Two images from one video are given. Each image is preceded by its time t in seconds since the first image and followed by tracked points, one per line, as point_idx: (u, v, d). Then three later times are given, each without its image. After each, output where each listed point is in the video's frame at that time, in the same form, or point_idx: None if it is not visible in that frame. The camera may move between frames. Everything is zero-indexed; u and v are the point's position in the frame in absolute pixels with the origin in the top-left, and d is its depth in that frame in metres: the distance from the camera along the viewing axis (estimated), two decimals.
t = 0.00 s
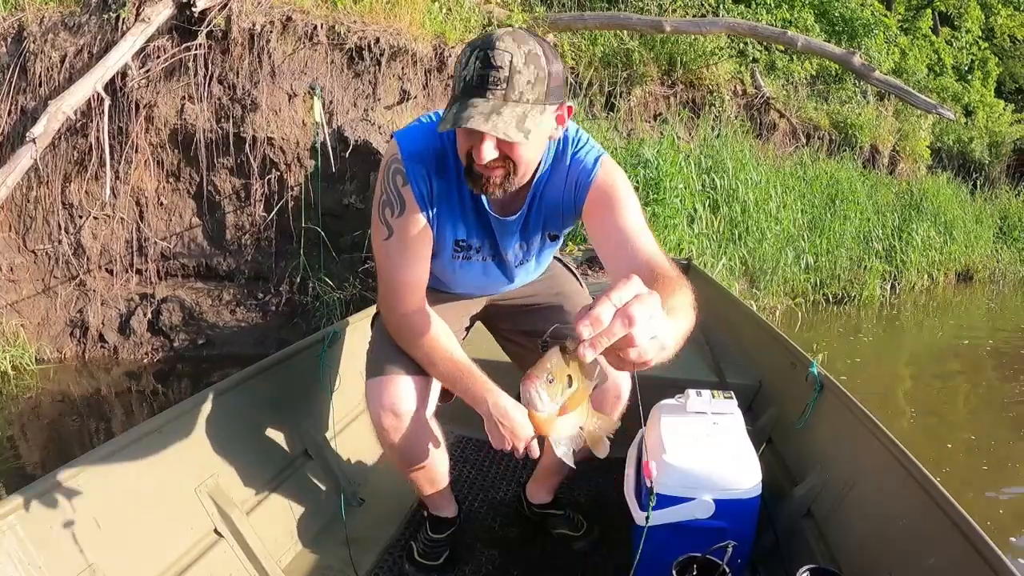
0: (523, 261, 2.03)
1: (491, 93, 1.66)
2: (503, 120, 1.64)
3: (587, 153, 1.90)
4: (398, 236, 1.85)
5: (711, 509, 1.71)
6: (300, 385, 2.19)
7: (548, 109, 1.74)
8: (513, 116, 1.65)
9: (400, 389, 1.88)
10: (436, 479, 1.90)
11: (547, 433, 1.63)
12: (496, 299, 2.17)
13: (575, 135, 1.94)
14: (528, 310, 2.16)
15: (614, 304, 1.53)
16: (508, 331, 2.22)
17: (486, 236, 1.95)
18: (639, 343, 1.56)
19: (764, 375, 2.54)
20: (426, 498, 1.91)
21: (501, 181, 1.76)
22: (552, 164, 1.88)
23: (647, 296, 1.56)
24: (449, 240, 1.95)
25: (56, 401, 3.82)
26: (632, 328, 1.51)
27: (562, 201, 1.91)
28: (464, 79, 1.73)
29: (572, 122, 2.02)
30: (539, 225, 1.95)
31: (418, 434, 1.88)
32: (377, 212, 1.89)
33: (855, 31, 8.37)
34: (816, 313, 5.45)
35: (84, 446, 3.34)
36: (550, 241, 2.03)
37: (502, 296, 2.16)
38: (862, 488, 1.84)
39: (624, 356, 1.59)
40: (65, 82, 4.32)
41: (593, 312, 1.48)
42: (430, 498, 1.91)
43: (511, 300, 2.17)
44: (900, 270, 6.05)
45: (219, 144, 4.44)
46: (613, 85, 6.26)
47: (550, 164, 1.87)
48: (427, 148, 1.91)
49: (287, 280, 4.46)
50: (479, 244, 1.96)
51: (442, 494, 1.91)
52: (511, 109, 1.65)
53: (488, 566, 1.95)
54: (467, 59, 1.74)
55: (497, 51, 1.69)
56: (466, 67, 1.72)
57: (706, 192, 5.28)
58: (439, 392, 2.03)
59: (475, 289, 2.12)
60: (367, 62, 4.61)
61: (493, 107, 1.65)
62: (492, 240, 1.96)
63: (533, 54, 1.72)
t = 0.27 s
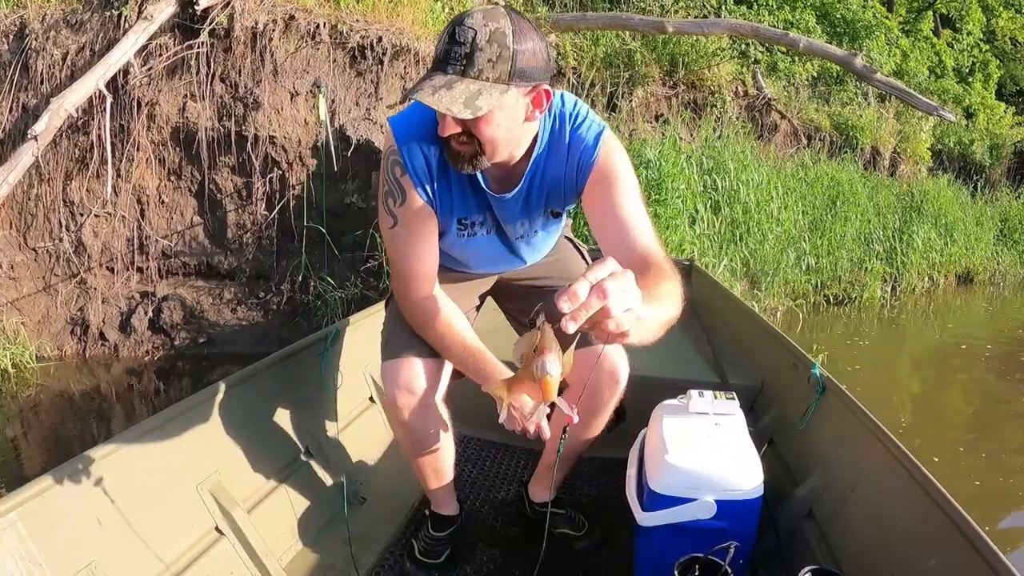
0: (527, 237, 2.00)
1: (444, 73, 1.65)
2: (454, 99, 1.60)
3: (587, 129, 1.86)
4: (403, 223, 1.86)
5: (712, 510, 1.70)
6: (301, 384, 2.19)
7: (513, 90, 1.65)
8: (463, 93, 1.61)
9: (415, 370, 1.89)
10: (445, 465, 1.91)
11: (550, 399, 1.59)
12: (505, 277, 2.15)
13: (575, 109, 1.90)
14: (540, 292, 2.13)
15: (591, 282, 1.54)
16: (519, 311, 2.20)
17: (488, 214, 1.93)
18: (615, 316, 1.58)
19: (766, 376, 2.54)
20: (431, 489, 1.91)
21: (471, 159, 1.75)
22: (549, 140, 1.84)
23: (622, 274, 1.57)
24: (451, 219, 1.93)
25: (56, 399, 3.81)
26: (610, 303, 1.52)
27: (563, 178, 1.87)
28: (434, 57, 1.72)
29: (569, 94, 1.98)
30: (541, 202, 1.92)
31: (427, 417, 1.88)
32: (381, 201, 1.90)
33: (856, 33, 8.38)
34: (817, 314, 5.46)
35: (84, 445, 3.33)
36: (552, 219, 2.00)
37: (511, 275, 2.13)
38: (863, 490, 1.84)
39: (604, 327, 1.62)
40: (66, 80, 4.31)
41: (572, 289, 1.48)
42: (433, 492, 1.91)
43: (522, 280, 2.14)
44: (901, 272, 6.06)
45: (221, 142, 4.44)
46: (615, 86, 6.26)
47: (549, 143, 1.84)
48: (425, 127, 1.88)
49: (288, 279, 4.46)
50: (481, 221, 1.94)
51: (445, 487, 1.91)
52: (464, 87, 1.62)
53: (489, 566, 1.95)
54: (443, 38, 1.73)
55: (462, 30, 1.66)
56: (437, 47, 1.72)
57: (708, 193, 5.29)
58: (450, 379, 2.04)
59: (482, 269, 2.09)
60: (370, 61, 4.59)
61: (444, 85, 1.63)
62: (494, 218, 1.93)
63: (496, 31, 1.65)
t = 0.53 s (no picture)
0: (530, 236, 2.00)
1: (496, 51, 1.60)
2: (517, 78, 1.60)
3: (590, 135, 1.86)
4: (406, 221, 1.86)
5: (714, 512, 1.70)
6: (303, 384, 2.19)
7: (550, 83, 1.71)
8: (526, 75, 1.61)
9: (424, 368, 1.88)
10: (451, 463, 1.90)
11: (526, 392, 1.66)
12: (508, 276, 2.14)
13: (578, 113, 1.90)
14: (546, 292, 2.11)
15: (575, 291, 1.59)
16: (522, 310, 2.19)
17: (491, 213, 1.92)
18: (596, 321, 1.65)
19: (769, 378, 2.54)
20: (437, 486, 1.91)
21: (502, 148, 1.72)
22: (550, 143, 1.84)
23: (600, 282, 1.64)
24: (454, 219, 1.93)
25: (57, 399, 3.80)
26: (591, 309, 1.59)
27: (564, 181, 1.88)
28: (466, 39, 1.66)
29: (572, 95, 1.97)
30: (543, 202, 1.92)
31: (433, 413, 1.88)
32: (385, 199, 1.90)
33: (857, 35, 8.39)
34: (819, 316, 5.46)
35: (85, 445, 3.32)
36: (552, 222, 1.99)
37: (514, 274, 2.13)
38: (865, 493, 1.84)
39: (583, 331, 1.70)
40: (68, 80, 4.31)
41: (557, 295, 1.55)
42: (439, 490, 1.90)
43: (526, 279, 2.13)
44: (902, 274, 6.07)
45: (223, 143, 4.43)
46: (616, 87, 6.26)
47: (551, 147, 1.84)
48: (428, 127, 1.88)
49: (290, 280, 4.46)
50: (485, 220, 1.94)
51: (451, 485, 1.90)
52: (522, 69, 1.62)
53: (491, 566, 1.95)
54: (468, 23, 1.69)
55: (503, 16, 1.66)
56: (469, 29, 1.66)
57: (709, 194, 5.29)
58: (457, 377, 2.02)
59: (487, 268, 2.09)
60: (372, 62, 4.60)
61: (504, 64, 1.59)
62: (497, 217, 1.93)
63: (535, 26, 1.70)
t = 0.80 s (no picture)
0: (521, 241, 2.00)
1: (513, 49, 1.61)
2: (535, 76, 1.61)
3: (583, 146, 1.86)
4: (397, 226, 1.86)
5: (711, 509, 1.70)
6: (299, 387, 2.19)
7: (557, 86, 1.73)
8: (542, 75, 1.63)
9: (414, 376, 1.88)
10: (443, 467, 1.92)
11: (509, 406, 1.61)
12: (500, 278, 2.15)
13: (571, 122, 1.89)
14: (540, 294, 2.12)
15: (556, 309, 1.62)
16: (516, 312, 2.20)
17: (482, 220, 1.92)
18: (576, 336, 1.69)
19: (765, 374, 2.55)
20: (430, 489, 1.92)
21: (511, 147, 1.71)
22: (543, 153, 1.84)
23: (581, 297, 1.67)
24: (445, 225, 1.93)
25: (55, 405, 3.81)
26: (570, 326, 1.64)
27: (556, 191, 1.88)
28: (475, 37, 1.64)
29: (567, 103, 1.96)
30: (533, 210, 1.92)
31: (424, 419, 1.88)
32: (375, 204, 1.90)
33: (850, 30, 8.40)
34: (815, 311, 5.47)
35: (84, 450, 3.32)
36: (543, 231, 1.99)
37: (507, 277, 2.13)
38: (863, 489, 1.84)
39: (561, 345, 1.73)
40: (61, 85, 4.30)
41: (540, 314, 1.59)
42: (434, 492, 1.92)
43: (519, 281, 2.13)
44: (898, 268, 6.08)
45: (217, 146, 4.43)
46: (610, 85, 6.26)
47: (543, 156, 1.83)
48: (419, 132, 1.87)
49: (286, 282, 4.46)
50: (476, 227, 1.93)
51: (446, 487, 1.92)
52: (538, 68, 1.63)
53: (489, 567, 1.95)
54: (475, 22, 1.68)
55: (513, 16, 1.67)
56: (478, 27, 1.65)
57: (704, 191, 5.29)
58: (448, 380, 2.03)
59: (477, 271, 2.09)
60: (365, 63, 4.60)
61: (522, 62, 1.60)
62: (488, 223, 1.93)
63: (543, 27, 1.71)
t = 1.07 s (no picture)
0: (517, 243, 2.01)
1: (511, 51, 1.60)
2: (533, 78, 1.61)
3: (578, 147, 1.86)
4: (391, 230, 1.86)
5: (708, 508, 1.70)
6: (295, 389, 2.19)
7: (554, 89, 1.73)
8: (540, 76, 1.62)
9: (408, 380, 1.88)
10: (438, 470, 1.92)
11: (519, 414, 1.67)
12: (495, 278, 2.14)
13: (566, 123, 1.89)
14: (535, 293, 2.11)
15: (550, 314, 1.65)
16: (510, 312, 2.20)
17: (477, 222, 1.92)
18: (574, 341, 1.70)
19: (761, 372, 2.55)
20: (425, 491, 1.93)
21: (509, 152, 1.72)
22: (538, 154, 1.83)
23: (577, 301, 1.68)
24: (440, 228, 1.93)
25: (52, 410, 3.80)
26: (568, 329, 1.65)
27: (551, 192, 1.88)
28: (472, 38, 1.64)
29: (563, 104, 1.96)
30: (529, 212, 1.92)
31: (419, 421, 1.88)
32: (369, 207, 1.90)
33: (844, 28, 8.42)
34: (810, 309, 5.48)
35: (81, 456, 3.32)
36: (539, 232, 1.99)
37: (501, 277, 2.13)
38: (860, 486, 1.85)
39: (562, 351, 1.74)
40: (55, 90, 4.30)
41: (535, 320, 1.61)
42: (428, 494, 1.93)
43: (514, 281, 2.12)
44: (893, 265, 6.10)
45: (212, 149, 4.42)
46: (604, 85, 6.27)
47: (538, 157, 1.83)
48: (413, 135, 1.87)
49: (282, 285, 4.46)
50: (471, 229, 1.94)
51: (441, 489, 1.93)
52: (536, 69, 1.63)
53: (487, 568, 1.95)
54: (471, 23, 1.67)
55: (510, 17, 1.67)
56: (474, 28, 1.65)
57: (699, 190, 5.30)
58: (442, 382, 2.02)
59: (473, 272, 2.09)
60: (359, 65, 4.60)
61: (519, 63, 1.60)
62: (483, 226, 1.93)
63: (540, 28, 1.71)
